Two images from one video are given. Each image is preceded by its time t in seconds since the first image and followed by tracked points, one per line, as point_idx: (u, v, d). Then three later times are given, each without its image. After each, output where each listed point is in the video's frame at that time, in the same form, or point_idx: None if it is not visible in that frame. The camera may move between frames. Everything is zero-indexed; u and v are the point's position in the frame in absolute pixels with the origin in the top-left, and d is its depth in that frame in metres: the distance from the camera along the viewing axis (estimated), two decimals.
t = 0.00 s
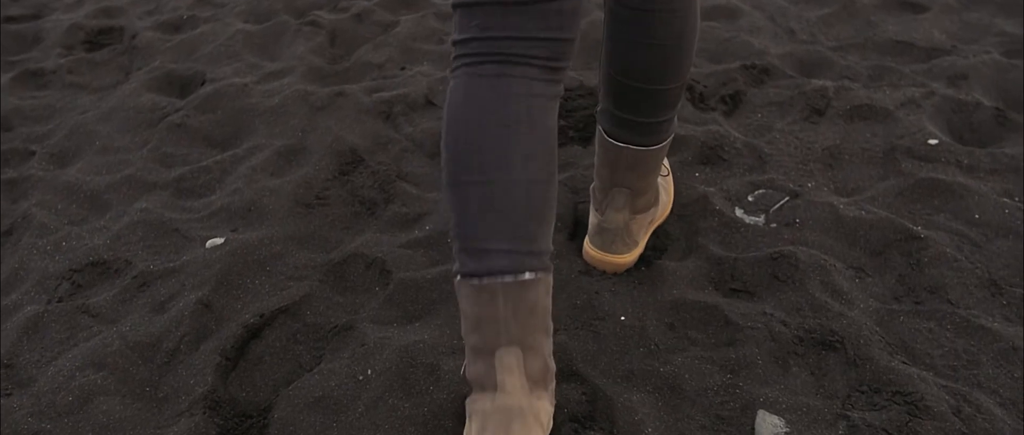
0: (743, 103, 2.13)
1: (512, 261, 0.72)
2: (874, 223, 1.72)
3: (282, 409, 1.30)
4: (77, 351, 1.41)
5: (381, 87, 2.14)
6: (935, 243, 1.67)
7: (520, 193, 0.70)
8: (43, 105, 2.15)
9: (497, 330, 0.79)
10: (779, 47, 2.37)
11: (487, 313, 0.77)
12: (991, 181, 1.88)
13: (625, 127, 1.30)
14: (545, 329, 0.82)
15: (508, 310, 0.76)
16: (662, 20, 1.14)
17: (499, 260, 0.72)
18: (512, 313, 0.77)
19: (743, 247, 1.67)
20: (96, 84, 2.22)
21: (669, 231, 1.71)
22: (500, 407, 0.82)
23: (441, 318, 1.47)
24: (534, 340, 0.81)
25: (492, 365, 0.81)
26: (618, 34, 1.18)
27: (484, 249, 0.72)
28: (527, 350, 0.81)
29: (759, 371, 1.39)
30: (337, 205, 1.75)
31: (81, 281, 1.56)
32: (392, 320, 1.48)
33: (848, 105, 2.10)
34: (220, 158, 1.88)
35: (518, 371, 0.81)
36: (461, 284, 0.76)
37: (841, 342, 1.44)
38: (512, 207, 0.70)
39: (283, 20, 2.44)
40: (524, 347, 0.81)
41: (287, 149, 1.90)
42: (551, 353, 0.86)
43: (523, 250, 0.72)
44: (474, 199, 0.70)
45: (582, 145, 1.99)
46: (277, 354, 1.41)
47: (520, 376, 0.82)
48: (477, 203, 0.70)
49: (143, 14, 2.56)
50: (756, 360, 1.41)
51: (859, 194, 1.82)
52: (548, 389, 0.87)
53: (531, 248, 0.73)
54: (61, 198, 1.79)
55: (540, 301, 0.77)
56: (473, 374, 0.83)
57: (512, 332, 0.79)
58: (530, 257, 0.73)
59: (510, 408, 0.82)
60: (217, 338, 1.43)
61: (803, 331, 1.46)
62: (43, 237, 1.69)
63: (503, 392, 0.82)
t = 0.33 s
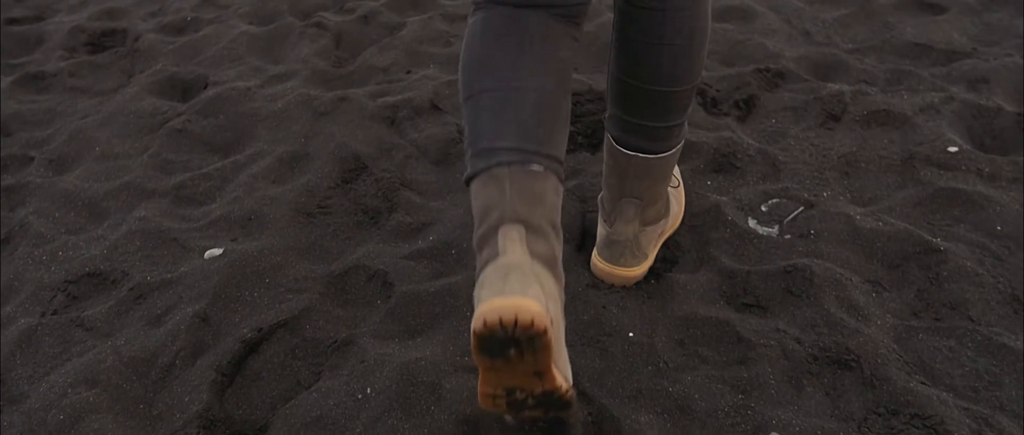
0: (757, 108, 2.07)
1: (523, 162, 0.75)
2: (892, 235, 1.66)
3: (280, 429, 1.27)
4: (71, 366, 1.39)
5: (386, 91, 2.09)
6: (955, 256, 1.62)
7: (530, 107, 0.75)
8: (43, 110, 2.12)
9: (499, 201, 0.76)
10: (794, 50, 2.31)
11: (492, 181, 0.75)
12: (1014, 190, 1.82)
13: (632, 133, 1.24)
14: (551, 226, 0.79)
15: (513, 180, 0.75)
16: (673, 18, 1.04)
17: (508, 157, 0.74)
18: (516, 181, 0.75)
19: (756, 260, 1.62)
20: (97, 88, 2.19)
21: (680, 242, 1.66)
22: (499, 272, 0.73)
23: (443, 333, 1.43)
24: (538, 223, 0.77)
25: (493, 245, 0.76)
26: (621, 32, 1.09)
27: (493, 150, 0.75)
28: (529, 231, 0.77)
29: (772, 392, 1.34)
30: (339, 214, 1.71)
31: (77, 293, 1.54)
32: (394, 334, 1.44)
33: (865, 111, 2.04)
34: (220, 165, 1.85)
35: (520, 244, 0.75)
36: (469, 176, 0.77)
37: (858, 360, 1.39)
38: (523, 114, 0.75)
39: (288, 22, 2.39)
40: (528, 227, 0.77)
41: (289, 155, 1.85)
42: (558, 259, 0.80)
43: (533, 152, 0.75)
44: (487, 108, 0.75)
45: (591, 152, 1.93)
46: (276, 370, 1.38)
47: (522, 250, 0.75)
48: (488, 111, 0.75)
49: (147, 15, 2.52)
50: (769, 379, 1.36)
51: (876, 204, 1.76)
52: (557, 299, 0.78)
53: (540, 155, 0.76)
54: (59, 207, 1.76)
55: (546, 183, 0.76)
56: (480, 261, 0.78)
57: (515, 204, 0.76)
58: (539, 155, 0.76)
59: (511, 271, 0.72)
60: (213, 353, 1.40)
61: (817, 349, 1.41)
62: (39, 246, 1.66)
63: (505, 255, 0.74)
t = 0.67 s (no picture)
0: (768, 124, 2.02)
1: (541, 74, 0.85)
2: (907, 259, 1.61)
3: None
4: (60, 389, 1.36)
5: (389, 103, 2.05)
6: (973, 283, 1.57)
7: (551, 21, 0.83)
8: (41, 120, 2.10)
9: (518, 112, 0.88)
10: (807, 64, 2.26)
11: (511, 91, 0.87)
12: None
13: (639, 152, 1.19)
14: (566, 131, 0.91)
15: (530, 90, 0.86)
16: (684, 33, 1.01)
17: (526, 70, 0.84)
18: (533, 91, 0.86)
19: (766, 284, 1.57)
20: (96, 97, 2.16)
21: (688, 265, 1.61)
22: (515, 174, 0.86)
23: (443, 359, 1.39)
24: (553, 131, 0.89)
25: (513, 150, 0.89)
26: (629, 46, 1.05)
27: (513, 62, 0.85)
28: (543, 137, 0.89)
29: (781, 425, 1.29)
30: (339, 231, 1.67)
31: (69, 312, 1.51)
32: (392, 359, 1.40)
33: (879, 128, 1.99)
34: (218, 179, 1.81)
35: (535, 149, 0.88)
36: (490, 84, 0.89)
37: (871, 393, 1.34)
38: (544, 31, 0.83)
39: (292, 31, 2.36)
40: (543, 133, 0.89)
41: (288, 169, 1.81)
42: (571, 163, 0.92)
43: (551, 65, 0.85)
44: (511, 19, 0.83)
45: (598, 169, 1.89)
46: (270, 396, 1.34)
47: (536, 154, 0.88)
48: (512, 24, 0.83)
49: (149, 23, 2.49)
50: (778, 411, 1.31)
51: (890, 226, 1.71)
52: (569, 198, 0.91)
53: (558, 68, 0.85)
54: (53, 221, 1.73)
55: (562, 93, 0.87)
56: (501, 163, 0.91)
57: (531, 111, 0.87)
58: (558, 68, 0.85)
59: (525, 173, 0.85)
60: (205, 377, 1.36)
61: (829, 380, 1.36)
62: (32, 263, 1.64)
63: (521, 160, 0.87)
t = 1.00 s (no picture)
0: (775, 145, 1.98)
1: (550, 50, 1.15)
2: (917, 288, 1.56)
3: None
4: (44, 417, 1.33)
5: (388, 119, 2.02)
6: (985, 314, 1.53)
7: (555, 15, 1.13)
8: (35, 134, 2.07)
9: (532, 86, 1.17)
10: (814, 82, 2.22)
11: (527, 64, 1.16)
12: None
13: (641, 178, 1.15)
14: (573, 104, 1.20)
15: (542, 66, 1.16)
16: (686, 54, 0.98)
17: (534, 41, 1.14)
18: (544, 71, 1.16)
19: (772, 312, 1.52)
20: (91, 111, 2.13)
21: (691, 291, 1.56)
22: (529, 154, 1.16)
23: (437, 389, 1.35)
24: (561, 107, 1.18)
25: (529, 124, 1.18)
26: (631, 66, 1.03)
27: (524, 33, 1.15)
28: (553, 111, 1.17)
29: None
30: (334, 253, 1.63)
31: (56, 335, 1.49)
32: (385, 388, 1.36)
33: (888, 150, 1.95)
34: (212, 198, 1.77)
35: (547, 126, 1.17)
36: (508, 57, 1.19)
37: (880, 430, 1.29)
38: (551, 16, 1.13)
39: (291, 44, 2.33)
40: (553, 110, 1.18)
41: (283, 188, 1.78)
42: (578, 131, 1.21)
43: (558, 43, 1.15)
44: (524, 7, 1.13)
45: (599, 189, 1.85)
46: (259, 426, 1.30)
47: (547, 131, 1.17)
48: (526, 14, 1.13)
49: (147, 34, 2.46)
50: None
51: (899, 253, 1.67)
52: (576, 165, 1.20)
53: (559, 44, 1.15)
54: (43, 240, 1.70)
55: (567, 68, 1.17)
56: (517, 131, 1.20)
57: (543, 91, 1.17)
58: (562, 43, 1.15)
59: (537, 152, 1.16)
60: (193, 405, 1.32)
61: (835, 415, 1.31)
62: (21, 283, 1.62)
63: (534, 140, 1.17)
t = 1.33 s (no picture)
0: (775, 164, 1.95)
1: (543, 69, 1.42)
2: (921, 315, 1.53)
3: None
4: None
5: (382, 136, 1.99)
6: (992, 343, 1.49)
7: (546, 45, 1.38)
8: (22, 150, 2.04)
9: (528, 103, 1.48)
10: (815, 99, 2.18)
11: (524, 80, 1.44)
12: None
13: (639, 202, 1.11)
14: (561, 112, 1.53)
15: (537, 82, 1.44)
16: (686, 75, 0.95)
17: (525, 55, 1.39)
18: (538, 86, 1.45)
19: (773, 339, 1.48)
20: (80, 126, 2.10)
21: (689, 317, 1.52)
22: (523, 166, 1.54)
23: (428, 419, 1.31)
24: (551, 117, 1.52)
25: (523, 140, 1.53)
26: (628, 87, 0.99)
27: (517, 46, 1.38)
28: (545, 121, 1.53)
29: None
30: (324, 275, 1.60)
31: (38, 361, 1.45)
32: (374, 418, 1.32)
33: (891, 170, 1.91)
34: (200, 217, 1.74)
35: (539, 140, 1.52)
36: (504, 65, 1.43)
37: None
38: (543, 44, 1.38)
39: (285, 58, 2.30)
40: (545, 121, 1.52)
41: (273, 207, 1.75)
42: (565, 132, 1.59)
43: (549, 63, 1.41)
44: (520, 39, 1.37)
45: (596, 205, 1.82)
46: None
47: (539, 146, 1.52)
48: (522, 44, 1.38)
49: (139, 47, 2.43)
50: None
51: (902, 277, 1.63)
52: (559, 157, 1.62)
53: (545, 60, 1.40)
54: (28, 261, 1.67)
55: (557, 79, 1.45)
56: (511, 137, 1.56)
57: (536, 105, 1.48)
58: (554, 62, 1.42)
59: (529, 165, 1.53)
60: None
61: None
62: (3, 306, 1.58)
63: (526, 154, 1.53)
